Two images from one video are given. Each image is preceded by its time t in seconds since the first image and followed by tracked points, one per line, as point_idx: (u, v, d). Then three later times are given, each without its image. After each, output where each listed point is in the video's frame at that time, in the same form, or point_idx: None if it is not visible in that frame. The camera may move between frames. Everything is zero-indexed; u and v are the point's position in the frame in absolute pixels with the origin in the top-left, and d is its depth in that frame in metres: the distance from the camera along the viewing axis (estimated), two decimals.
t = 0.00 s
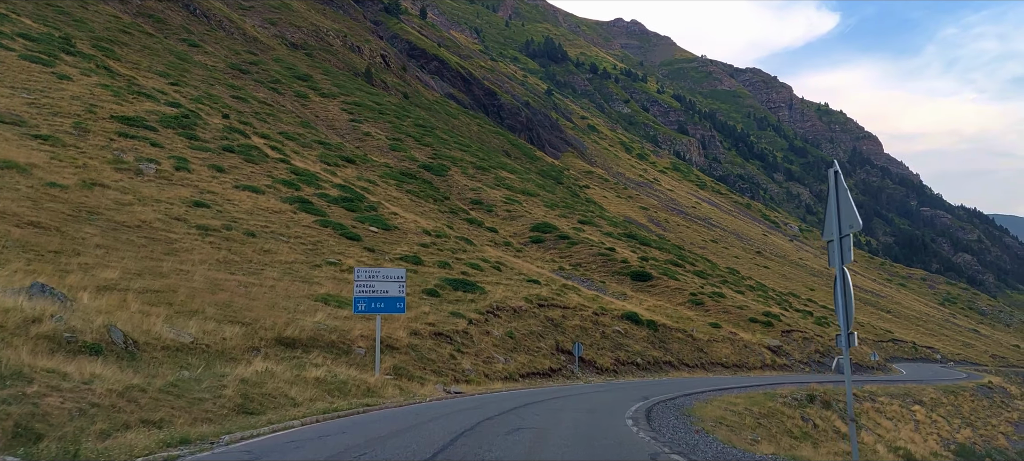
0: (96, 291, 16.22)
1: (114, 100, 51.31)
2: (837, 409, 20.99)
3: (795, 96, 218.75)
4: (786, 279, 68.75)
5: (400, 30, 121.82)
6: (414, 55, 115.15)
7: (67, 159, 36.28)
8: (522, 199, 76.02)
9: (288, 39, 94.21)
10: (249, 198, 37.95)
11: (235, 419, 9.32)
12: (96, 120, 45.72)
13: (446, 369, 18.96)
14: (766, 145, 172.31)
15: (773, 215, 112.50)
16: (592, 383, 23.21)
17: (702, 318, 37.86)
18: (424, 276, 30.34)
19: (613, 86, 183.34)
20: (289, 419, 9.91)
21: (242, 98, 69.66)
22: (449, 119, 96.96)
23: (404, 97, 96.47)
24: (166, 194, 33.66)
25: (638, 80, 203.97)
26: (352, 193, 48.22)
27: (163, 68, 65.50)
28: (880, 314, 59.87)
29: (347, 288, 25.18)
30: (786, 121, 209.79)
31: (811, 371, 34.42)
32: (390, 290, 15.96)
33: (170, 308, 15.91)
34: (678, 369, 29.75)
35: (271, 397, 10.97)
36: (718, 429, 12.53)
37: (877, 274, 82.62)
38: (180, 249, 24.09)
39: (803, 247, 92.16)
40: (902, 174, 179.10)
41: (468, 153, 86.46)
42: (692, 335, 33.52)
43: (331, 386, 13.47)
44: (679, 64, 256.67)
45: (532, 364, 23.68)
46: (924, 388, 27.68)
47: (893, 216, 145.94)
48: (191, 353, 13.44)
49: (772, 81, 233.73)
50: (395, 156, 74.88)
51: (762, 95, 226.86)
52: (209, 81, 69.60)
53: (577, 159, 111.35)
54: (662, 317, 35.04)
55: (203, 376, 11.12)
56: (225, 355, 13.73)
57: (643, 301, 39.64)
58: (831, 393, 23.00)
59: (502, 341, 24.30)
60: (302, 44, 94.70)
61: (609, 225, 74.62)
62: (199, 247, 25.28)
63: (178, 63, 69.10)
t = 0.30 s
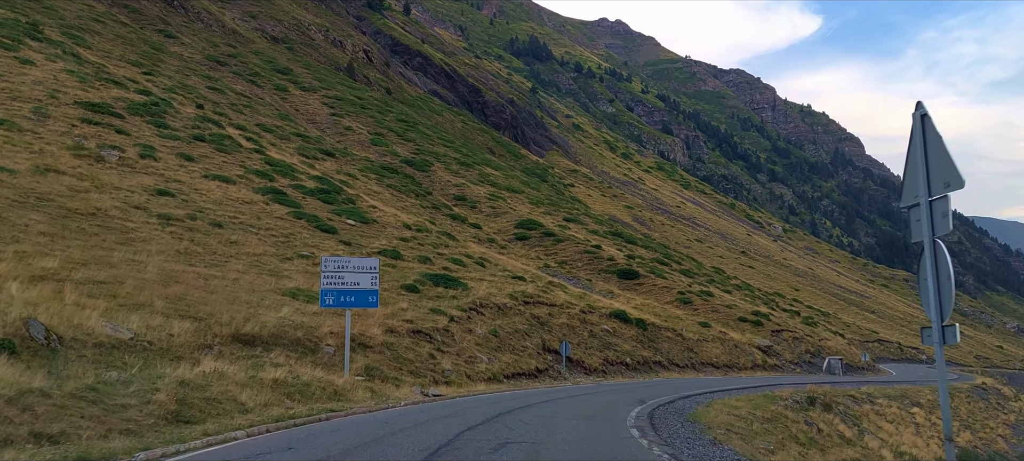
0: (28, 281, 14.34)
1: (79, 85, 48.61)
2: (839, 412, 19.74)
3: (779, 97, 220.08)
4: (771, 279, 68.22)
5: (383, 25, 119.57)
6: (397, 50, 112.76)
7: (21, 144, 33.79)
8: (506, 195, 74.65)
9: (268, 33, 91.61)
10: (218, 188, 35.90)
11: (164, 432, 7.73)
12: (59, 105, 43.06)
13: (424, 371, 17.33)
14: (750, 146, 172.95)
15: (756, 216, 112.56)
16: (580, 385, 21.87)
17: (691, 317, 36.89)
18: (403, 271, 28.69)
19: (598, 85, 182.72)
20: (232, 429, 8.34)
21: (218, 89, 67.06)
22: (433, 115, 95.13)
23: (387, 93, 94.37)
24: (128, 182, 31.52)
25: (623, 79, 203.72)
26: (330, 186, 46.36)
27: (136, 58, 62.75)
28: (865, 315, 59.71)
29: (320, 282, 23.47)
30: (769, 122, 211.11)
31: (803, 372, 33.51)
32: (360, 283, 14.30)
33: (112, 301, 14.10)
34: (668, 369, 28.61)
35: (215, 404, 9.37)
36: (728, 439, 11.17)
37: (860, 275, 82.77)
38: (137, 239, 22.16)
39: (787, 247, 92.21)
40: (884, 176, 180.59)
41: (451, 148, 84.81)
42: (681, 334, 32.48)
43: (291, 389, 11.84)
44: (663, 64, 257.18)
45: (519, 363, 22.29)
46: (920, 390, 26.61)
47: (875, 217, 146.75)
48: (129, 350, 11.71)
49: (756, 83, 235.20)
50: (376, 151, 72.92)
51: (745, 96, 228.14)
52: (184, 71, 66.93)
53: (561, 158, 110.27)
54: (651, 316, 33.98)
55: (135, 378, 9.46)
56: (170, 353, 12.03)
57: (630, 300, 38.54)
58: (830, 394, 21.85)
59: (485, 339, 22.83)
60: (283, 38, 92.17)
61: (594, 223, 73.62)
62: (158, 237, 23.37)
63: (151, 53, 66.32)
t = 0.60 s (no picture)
0: None
1: (42, 70, 45.93)
2: (841, 414, 18.55)
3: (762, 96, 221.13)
4: (756, 277, 67.61)
5: (366, 20, 117.15)
6: (380, 46, 109.67)
7: None
8: (490, 191, 73.11)
9: (248, 26, 88.98)
10: (185, 177, 33.89)
11: (62, 450, 6.22)
12: (16, 90, 40.45)
13: (400, 370, 15.75)
14: (733, 145, 173.44)
15: (740, 214, 112.49)
16: (569, 385, 20.53)
17: (681, 315, 35.98)
18: (381, 265, 27.04)
19: (582, 83, 181.88)
20: (150, 445, 6.79)
21: (194, 80, 64.49)
22: (416, 111, 93.29)
23: (369, 88, 92.11)
24: (85, 168, 29.36)
25: (607, 78, 203.27)
26: (306, 177, 44.51)
27: (107, 47, 59.98)
28: (850, 313, 59.41)
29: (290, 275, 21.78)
30: (752, 121, 212.24)
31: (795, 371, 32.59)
32: (327, 273, 12.79)
33: (41, 291, 12.34)
34: (659, 369, 27.46)
35: (137, 414, 7.77)
36: (745, 449, 9.79)
37: (844, 273, 82.80)
38: (86, 227, 20.26)
39: (771, 246, 92.11)
40: (865, 175, 182.02)
41: (434, 143, 83.12)
42: (672, 332, 31.44)
43: (241, 393, 10.21)
44: (648, 63, 257.50)
45: (504, 362, 20.87)
46: (917, 389, 25.59)
47: (857, 216, 147.46)
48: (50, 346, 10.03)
49: (739, 83, 236.47)
50: (357, 145, 70.91)
51: (729, 96, 229.15)
52: (157, 62, 64.26)
53: (546, 155, 109.11)
54: (640, 313, 32.88)
55: (42, 382, 7.83)
56: (101, 351, 10.37)
57: (619, 296, 37.47)
58: (830, 394, 20.68)
59: (467, 337, 21.33)
60: (262, 31, 89.64)
61: (580, 219, 72.46)
62: (111, 225, 21.43)
63: (123, 42, 63.54)
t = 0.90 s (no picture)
0: None
1: None
2: (846, 414, 17.47)
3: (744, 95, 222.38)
4: (740, 275, 67.04)
5: (346, 15, 114.04)
6: (360, 42, 107.39)
7: None
8: (472, 186, 71.54)
9: (225, 19, 86.01)
10: (146, 165, 31.83)
11: None
12: None
13: (372, 370, 14.21)
14: (715, 144, 174.00)
15: (723, 213, 112.41)
16: (557, 385, 19.19)
17: (669, 312, 35.30)
18: (355, 258, 25.41)
19: (565, 81, 180.91)
20: None
21: (165, 71, 61.74)
22: (397, 106, 91.28)
23: (349, 83, 89.67)
24: (34, 153, 27.12)
25: (590, 76, 202.67)
26: (279, 168, 42.55)
27: (75, 35, 57.05)
28: (834, 311, 59.15)
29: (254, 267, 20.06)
30: (734, 120, 213.31)
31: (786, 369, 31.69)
32: (285, 261, 11.16)
33: None
34: (649, 367, 26.47)
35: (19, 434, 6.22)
36: None
37: (827, 272, 82.89)
38: (25, 213, 18.31)
39: (754, 244, 92.01)
40: (844, 174, 183.91)
41: (415, 138, 81.28)
42: (661, 330, 30.59)
43: (174, 399, 8.63)
44: (631, 62, 257.70)
45: (487, 359, 19.50)
46: (914, 386, 24.68)
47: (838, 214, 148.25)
48: None
49: (721, 82, 237.69)
50: (335, 138, 68.64)
51: (711, 95, 230.10)
52: (127, 52, 61.40)
53: (529, 153, 107.81)
54: (627, 310, 31.95)
55: None
56: (4, 351, 8.72)
57: (605, 292, 36.63)
58: (830, 393, 19.65)
59: (448, 333, 19.86)
60: (240, 25, 86.84)
61: (563, 216, 71.30)
62: (55, 212, 19.42)
63: (91, 31, 60.56)
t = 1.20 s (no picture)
0: None
1: None
2: (849, 415, 16.36)
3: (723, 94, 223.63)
4: (722, 272, 66.51)
5: (323, 10, 110.68)
6: (338, 36, 104.58)
7: None
8: (451, 181, 69.89)
9: (199, 11, 82.48)
10: (100, 150, 29.69)
11: None
12: None
13: (335, 370, 12.65)
14: (695, 142, 174.56)
15: (703, 210, 112.46)
16: (542, 385, 17.85)
17: (654, 307, 34.70)
18: (324, 250, 23.79)
19: (545, 79, 179.74)
20: None
21: (132, 60, 58.77)
22: (376, 100, 89.01)
23: (326, 77, 86.72)
24: None
25: (570, 74, 201.78)
26: (246, 158, 40.47)
27: (38, 23, 53.78)
28: (815, 307, 59.03)
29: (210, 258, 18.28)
30: (714, 119, 214.48)
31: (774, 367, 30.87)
32: (227, 242, 9.62)
33: None
34: (635, 365, 25.46)
35: None
36: None
37: (806, 269, 83.12)
38: None
39: (734, 241, 91.96)
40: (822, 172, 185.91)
41: (393, 133, 79.25)
42: (647, 326, 29.76)
43: (76, 408, 7.08)
44: (611, 60, 257.71)
45: (466, 357, 18.05)
46: (908, 384, 23.81)
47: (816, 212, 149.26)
48: None
49: (701, 81, 238.92)
50: (311, 132, 66.17)
51: (690, 93, 231.07)
52: (92, 40, 58.30)
53: (509, 149, 106.39)
54: (612, 306, 31.29)
55: None
56: None
57: (589, 288, 36.01)
58: (829, 391, 18.59)
59: (423, 329, 18.36)
60: (214, 17, 83.48)
61: (544, 212, 70.15)
62: None
63: (56, 19, 57.26)
